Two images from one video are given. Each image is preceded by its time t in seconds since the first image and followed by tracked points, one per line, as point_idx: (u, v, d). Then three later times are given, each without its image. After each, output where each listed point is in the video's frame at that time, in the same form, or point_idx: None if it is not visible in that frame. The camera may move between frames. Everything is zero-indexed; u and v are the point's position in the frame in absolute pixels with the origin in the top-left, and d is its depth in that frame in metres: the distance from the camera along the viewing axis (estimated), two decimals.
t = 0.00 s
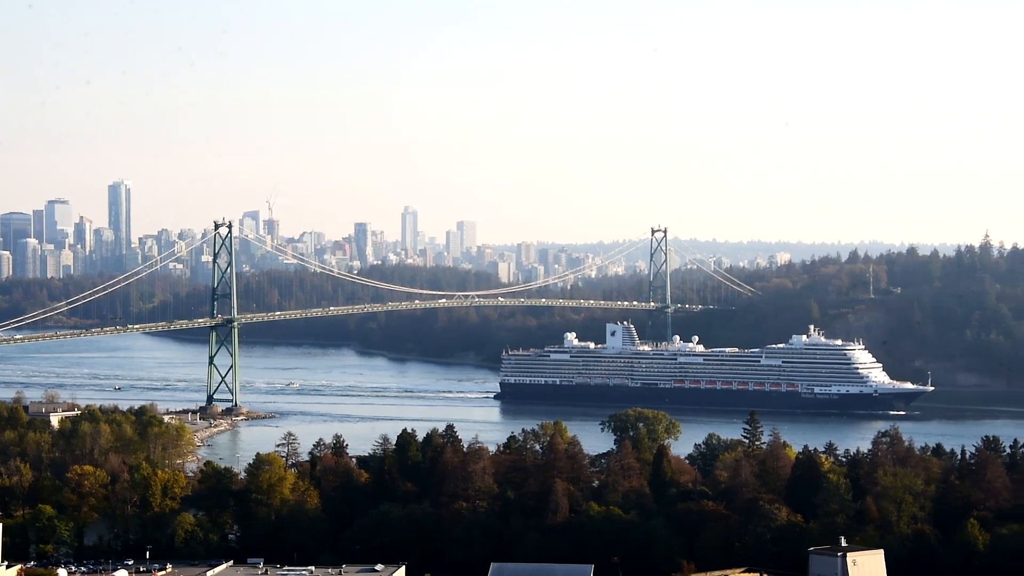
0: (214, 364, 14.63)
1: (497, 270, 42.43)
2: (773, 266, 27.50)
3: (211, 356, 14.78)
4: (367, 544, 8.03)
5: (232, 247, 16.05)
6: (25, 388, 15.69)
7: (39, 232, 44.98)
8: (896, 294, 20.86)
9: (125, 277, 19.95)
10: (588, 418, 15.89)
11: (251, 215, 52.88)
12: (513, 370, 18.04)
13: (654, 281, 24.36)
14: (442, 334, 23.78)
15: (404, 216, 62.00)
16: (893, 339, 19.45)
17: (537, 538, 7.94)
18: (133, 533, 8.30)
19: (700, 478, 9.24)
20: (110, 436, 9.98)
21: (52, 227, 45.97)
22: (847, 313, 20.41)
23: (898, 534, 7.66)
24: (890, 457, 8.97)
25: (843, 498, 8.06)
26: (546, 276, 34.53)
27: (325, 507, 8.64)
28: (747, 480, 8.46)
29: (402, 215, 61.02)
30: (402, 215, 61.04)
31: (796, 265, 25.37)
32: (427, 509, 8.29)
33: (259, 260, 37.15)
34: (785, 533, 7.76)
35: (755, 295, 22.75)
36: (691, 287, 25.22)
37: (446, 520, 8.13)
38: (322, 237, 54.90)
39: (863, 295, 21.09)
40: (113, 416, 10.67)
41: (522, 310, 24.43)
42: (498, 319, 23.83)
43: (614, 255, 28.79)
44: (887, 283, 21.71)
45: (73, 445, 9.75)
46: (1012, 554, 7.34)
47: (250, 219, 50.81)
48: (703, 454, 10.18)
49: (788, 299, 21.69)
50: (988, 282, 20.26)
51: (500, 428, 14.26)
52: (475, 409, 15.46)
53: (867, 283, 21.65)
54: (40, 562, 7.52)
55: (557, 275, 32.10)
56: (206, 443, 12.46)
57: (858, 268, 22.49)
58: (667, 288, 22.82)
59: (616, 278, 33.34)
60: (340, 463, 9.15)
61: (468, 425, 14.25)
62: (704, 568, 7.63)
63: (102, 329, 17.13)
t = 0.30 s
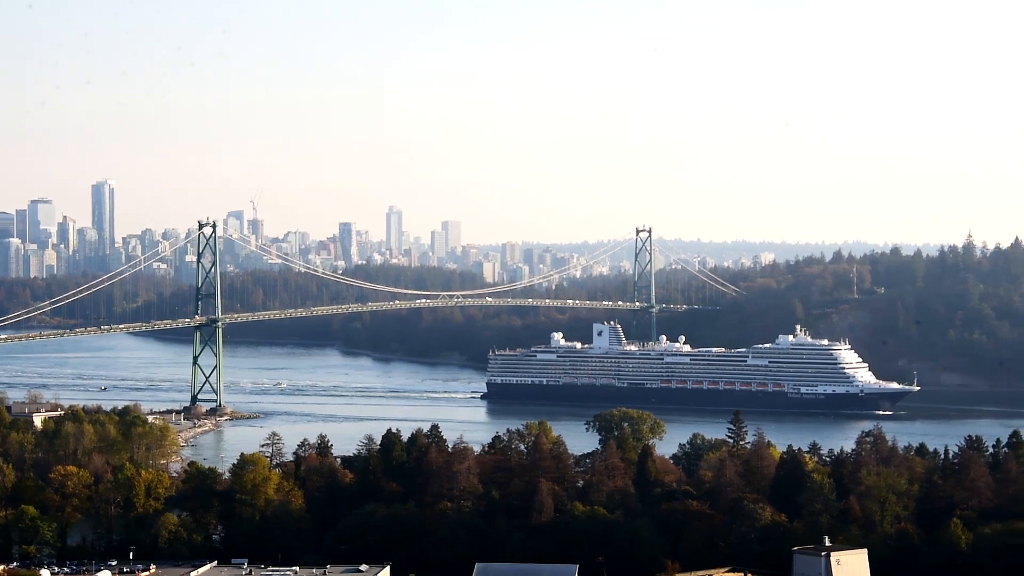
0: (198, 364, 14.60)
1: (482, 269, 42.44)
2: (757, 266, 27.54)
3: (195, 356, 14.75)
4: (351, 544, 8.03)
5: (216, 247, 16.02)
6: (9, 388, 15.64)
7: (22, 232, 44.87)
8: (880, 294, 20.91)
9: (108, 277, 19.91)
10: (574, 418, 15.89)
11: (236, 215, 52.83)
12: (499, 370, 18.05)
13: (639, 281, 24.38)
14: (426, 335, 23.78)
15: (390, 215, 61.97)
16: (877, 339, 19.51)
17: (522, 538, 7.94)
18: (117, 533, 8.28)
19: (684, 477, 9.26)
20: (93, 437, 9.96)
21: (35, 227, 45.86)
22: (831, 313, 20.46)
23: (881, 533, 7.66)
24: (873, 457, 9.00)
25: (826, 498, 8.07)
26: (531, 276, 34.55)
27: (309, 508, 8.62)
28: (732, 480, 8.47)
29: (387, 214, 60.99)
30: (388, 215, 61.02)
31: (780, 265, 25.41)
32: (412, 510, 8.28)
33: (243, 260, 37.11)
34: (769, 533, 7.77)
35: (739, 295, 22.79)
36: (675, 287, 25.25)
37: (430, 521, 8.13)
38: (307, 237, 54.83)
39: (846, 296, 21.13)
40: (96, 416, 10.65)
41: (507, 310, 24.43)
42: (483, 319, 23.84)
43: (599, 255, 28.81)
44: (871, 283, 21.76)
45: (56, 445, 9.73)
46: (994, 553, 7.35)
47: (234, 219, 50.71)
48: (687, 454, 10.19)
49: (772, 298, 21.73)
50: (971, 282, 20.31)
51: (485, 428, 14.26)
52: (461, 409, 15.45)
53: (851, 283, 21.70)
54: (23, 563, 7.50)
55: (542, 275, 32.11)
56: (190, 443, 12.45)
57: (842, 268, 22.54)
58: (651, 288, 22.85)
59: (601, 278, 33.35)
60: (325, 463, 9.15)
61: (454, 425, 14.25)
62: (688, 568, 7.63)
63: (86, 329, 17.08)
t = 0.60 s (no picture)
0: (182, 364, 14.58)
1: (467, 270, 42.46)
2: (741, 266, 27.62)
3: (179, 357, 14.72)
4: (336, 544, 8.02)
5: (200, 247, 15.98)
6: None
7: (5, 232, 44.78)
8: (864, 294, 20.96)
9: (92, 277, 19.87)
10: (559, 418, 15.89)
11: (220, 215, 52.76)
12: (486, 370, 18.06)
13: (624, 281, 24.42)
14: (411, 335, 23.79)
15: (375, 215, 61.97)
16: (861, 339, 19.56)
17: (506, 539, 7.94)
18: (101, 534, 8.27)
19: (669, 477, 9.28)
20: (76, 438, 9.95)
21: (18, 227, 45.77)
22: (816, 313, 20.51)
23: (865, 533, 7.67)
24: (856, 456, 9.02)
25: (810, 498, 8.07)
26: (516, 277, 34.57)
27: (293, 508, 8.62)
28: (716, 480, 8.49)
29: (372, 214, 60.99)
30: (373, 215, 61.01)
31: (764, 265, 25.48)
32: (397, 510, 8.28)
33: (227, 261, 37.09)
34: (753, 533, 7.77)
35: (724, 296, 22.84)
36: (660, 288, 25.29)
37: (415, 521, 8.13)
38: (291, 237, 54.79)
39: (831, 296, 21.18)
40: (80, 417, 10.63)
41: (492, 310, 24.45)
42: (468, 319, 23.85)
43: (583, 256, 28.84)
44: (855, 283, 21.82)
45: (40, 446, 9.71)
46: (977, 553, 7.35)
47: (218, 219, 50.67)
48: (672, 454, 10.21)
49: (756, 299, 21.77)
50: (954, 282, 20.37)
51: (469, 428, 14.26)
52: (446, 410, 15.45)
53: (835, 283, 21.75)
54: (6, 565, 7.48)
55: (527, 275, 32.14)
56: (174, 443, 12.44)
57: (826, 269, 22.59)
58: (636, 288, 22.88)
59: (586, 278, 33.39)
60: (310, 463, 9.15)
61: (439, 426, 14.25)
62: (672, 568, 7.63)
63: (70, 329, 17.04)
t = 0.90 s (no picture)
0: (166, 364, 14.55)
1: (452, 270, 42.46)
2: (725, 267, 27.66)
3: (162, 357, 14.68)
4: (320, 545, 8.01)
5: (183, 247, 15.94)
6: None
7: None
8: (847, 294, 21.00)
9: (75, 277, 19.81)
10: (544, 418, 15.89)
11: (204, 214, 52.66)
12: (472, 370, 18.06)
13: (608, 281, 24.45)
14: (395, 334, 23.78)
15: (359, 215, 61.95)
16: (844, 339, 19.60)
17: (490, 539, 7.94)
18: (83, 535, 8.24)
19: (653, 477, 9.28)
20: (59, 438, 9.92)
21: None
22: (799, 313, 20.56)
23: (849, 532, 7.67)
24: (839, 456, 9.03)
25: (794, 497, 8.08)
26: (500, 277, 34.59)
27: (277, 508, 8.61)
28: (699, 479, 8.49)
29: (356, 215, 60.97)
30: (357, 215, 60.99)
31: (748, 265, 25.52)
32: (381, 510, 8.28)
33: (211, 261, 37.01)
34: (737, 533, 7.78)
35: (708, 295, 22.87)
36: (644, 287, 25.32)
37: (399, 521, 8.12)
38: (275, 237, 54.73)
39: (814, 296, 21.22)
40: (62, 417, 10.60)
41: (476, 310, 24.45)
42: (452, 319, 23.85)
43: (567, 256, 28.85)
44: (838, 283, 21.86)
45: (22, 446, 9.68)
46: (958, 552, 7.36)
47: (201, 219, 50.57)
48: (656, 454, 10.21)
49: (740, 299, 21.80)
50: (937, 282, 20.42)
51: (454, 428, 14.25)
52: (431, 410, 15.44)
53: (818, 283, 21.79)
54: None
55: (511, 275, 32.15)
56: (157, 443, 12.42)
57: (809, 269, 22.63)
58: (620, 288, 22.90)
59: (570, 278, 33.42)
60: (293, 463, 9.14)
61: (423, 426, 14.24)
62: (656, 567, 7.63)
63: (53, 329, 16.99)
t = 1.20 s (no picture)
0: (148, 364, 14.51)
1: (435, 270, 42.44)
2: (708, 267, 27.69)
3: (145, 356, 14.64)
4: (303, 545, 8.00)
5: (165, 246, 15.90)
6: None
7: None
8: (829, 294, 21.03)
9: (57, 277, 19.75)
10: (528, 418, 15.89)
11: (187, 214, 52.56)
12: (457, 370, 18.06)
13: (591, 281, 24.46)
14: (379, 334, 23.76)
15: (343, 214, 61.89)
16: (827, 338, 19.63)
17: (473, 539, 7.93)
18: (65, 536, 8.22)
19: (636, 477, 9.29)
20: (40, 438, 9.90)
21: None
22: (782, 313, 20.59)
23: (831, 532, 7.67)
24: (821, 455, 9.05)
25: (776, 497, 8.08)
26: (484, 277, 34.59)
27: (260, 508, 8.59)
28: (682, 479, 8.50)
29: (340, 215, 60.93)
30: (341, 215, 60.95)
31: (731, 265, 25.54)
32: (364, 510, 8.27)
33: (194, 260, 36.94)
34: (720, 532, 7.78)
35: (691, 295, 22.89)
36: (627, 287, 25.34)
37: (383, 521, 8.12)
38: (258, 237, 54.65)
39: (797, 296, 21.25)
40: (44, 418, 10.57)
41: (459, 310, 24.44)
42: (436, 319, 23.84)
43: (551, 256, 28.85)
44: (820, 283, 21.90)
45: (4, 446, 9.65)
46: (939, 551, 7.37)
47: (184, 219, 50.45)
48: (639, 454, 10.21)
49: (723, 299, 21.82)
50: (919, 282, 20.47)
51: (437, 428, 14.24)
52: (414, 410, 15.42)
53: (801, 283, 21.82)
54: None
55: (495, 275, 32.15)
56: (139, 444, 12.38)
57: (792, 269, 22.66)
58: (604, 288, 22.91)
59: (553, 279, 33.44)
60: (277, 463, 9.13)
61: (407, 425, 14.23)
62: (639, 567, 7.63)
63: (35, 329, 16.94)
